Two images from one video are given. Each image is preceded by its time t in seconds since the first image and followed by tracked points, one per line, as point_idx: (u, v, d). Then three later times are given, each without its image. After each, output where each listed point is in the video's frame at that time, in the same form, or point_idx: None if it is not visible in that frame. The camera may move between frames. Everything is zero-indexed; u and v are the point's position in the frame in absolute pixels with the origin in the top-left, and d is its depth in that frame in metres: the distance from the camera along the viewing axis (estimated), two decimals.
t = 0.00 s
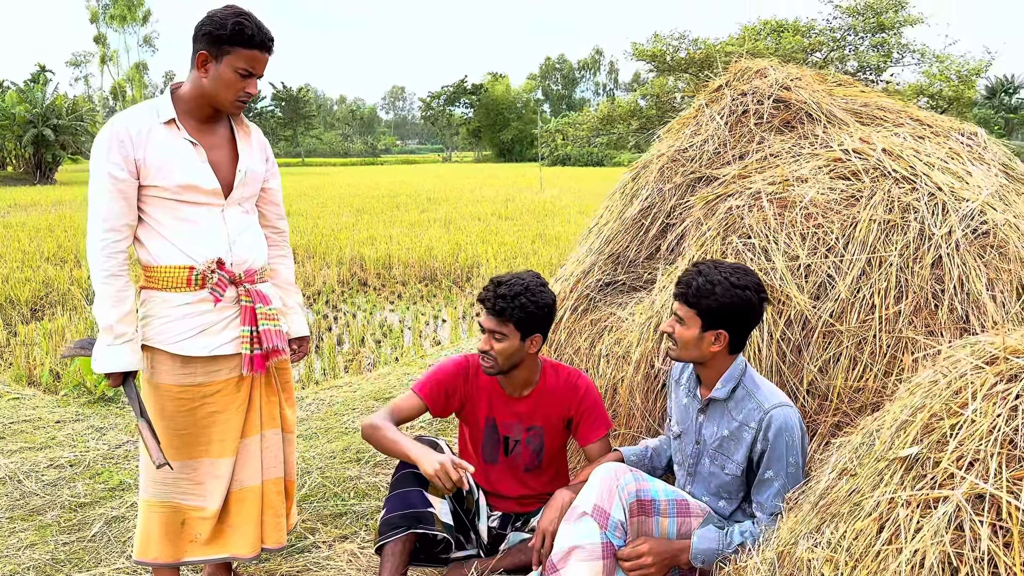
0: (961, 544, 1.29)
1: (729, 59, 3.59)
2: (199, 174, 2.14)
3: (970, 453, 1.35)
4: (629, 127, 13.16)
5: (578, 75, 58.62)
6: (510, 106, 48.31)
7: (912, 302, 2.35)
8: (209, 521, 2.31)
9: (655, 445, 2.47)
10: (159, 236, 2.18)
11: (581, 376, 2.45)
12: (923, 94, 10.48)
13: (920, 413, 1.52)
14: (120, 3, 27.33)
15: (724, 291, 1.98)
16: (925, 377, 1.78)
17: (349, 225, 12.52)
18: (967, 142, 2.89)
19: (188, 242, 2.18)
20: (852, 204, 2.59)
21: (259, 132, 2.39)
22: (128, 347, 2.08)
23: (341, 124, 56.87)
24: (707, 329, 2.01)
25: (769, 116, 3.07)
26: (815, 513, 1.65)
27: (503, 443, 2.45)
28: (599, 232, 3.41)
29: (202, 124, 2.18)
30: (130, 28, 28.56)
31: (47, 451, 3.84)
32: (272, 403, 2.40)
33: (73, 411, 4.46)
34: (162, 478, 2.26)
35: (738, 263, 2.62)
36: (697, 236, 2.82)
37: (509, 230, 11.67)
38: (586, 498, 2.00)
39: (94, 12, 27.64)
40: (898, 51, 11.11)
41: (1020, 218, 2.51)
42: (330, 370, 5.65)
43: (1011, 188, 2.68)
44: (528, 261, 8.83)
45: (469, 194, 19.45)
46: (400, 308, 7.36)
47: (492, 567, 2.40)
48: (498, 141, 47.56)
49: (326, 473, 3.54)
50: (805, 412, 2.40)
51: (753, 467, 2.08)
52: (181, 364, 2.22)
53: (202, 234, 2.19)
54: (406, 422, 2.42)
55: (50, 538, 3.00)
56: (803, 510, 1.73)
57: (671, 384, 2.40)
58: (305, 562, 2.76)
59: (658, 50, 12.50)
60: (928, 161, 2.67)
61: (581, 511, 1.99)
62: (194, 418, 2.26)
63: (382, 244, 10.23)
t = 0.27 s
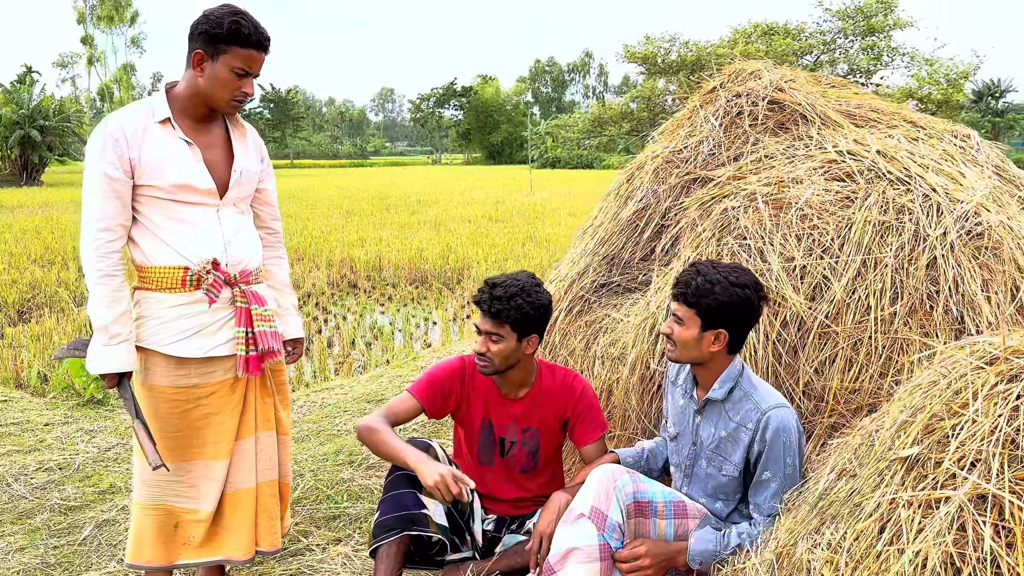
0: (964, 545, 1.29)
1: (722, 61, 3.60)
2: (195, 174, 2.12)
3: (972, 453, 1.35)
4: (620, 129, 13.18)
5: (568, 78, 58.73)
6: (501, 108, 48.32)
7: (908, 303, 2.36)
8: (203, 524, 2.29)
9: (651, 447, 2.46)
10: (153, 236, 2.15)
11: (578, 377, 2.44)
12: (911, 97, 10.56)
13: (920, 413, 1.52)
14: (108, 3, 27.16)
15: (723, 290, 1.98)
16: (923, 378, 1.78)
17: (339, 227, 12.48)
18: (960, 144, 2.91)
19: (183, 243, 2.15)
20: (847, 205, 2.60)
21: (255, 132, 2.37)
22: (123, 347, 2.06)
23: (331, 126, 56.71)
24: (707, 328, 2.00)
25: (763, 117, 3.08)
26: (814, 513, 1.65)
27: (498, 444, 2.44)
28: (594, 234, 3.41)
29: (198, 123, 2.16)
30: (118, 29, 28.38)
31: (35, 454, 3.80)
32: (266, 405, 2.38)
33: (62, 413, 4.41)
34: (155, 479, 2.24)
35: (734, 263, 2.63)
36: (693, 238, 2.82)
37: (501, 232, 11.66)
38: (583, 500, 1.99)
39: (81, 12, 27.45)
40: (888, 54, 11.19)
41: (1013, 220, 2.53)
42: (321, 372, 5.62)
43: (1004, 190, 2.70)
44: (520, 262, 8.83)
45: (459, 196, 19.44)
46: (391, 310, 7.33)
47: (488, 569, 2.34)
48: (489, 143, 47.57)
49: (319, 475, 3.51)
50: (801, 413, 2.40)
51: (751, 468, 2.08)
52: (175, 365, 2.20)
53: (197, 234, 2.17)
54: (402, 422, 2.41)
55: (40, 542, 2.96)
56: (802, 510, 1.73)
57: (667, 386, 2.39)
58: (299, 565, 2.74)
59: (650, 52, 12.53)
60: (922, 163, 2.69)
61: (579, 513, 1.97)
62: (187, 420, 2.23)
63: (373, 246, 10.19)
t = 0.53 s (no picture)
0: (964, 543, 1.30)
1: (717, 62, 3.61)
2: (193, 174, 2.12)
3: (972, 452, 1.36)
4: (613, 130, 13.20)
5: (561, 78, 58.79)
6: (493, 109, 48.32)
7: (903, 303, 2.37)
8: (199, 525, 2.27)
9: (647, 446, 2.46)
10: (150, 235, 2.14)
11: (575, 375, 2.44)
12: (902, 98, 10.62)
13: (919, 412, 1.53)
14: (98, 2, 27.00)
15: (722, 288, 1.98)
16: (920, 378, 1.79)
17: (331, 228, 12.44)
18: (954, 145, 2.93)
19: (180, 243, 2.14)
20: (843, 206, 2.61)
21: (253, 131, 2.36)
22: (120, 347, 2.04)
23: (322, 126, 56.58)
24: (707, 327, 2.01)
25: (759, 118, 3.09)
26: (813, 513, 1.65)
27: (495, 441, 2.43)
28: (589, 234, 3.41)
29: (196, 123, 2.15)
30: (108, 28, 28.22)
31: (27, 456, 3.77)
32: (263, 406, 2.37)
33: (53, 415, 4.38)
34: (151, 480, 2.22)
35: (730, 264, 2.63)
36: (689, 238, 2.83)
37: (493, 232, 11.66)
38: (583, 499, 1.98)
39: (71, 12, 27.28)
40: (880, 56, 11.26)
41: (1007, 221, 2.54)
42: (314, 373, 5.60)
43: (997, 191, 2.72)
44: (513, 263, 8.83)
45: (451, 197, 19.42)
46: (383, 311, 7.32)
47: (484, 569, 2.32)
48: (481, 143, 47.56)
49: (315, 476, 3.50)
50: (798, 413, 2.41)
51: (749, 467, 2.09)
52: (172, 365, 2.19)
53: (195, 234, 2.16)
54: (398, 418, 2.40)
55: (33, 544, 2.94)
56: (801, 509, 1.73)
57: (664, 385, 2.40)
58: (295, 566, 2.73)
59: (643, 53, 12.56)
60: (916, 164, 2.71)
61: (578, 513, 1.97)
62: (184, 420, 2.22)
63: (366, 246, 10.17)
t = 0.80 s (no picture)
0: (966, 540, 1.30)
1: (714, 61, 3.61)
2: (192, 171, 2.11)
3: (973, 449, 1.37)
4: (609, 129, 13.20)
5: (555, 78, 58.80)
6: (488, 108, 48.28)
7: (901, 301, 2.38)
8: (198, 524, 2.27)
9: (644, 445, 2.46)
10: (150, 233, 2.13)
11: (572, 373, 2.43)
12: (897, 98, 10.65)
13: (919, 410, 1.53)
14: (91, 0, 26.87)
15: (718, 284, 1.98)
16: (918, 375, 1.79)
17: (326, 227, 12.42)
18: (950, 144, 2.94)
19: (179, 240, 2.13)
20: (840, 204, 2.62)
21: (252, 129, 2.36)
22: (120, 345, 2.04)
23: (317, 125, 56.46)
24: (707, 323, 2.01)
25: (756, 117, 3.09)
26: (814, 510, 1.66)
27: (493, 440, 2.43)
28: (587, 233, 3.41)
29: (195, 120, 2.15)
30: (101, 26, 28.08)
31: (22, 455, 3.75)
32: (262, 405, 2.37)
33: (48, 414, 4.36)
34: (149, 479, 2.21)
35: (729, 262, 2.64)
36: (687, 237, 2.83)
37: (488, 232, 11.65)
38: (582, 498, 1.98)
39: (64, 10, 27.13)
40: (874, 55, 11.28)
41: (1004, 219, 2.56)
42: (310, 371, 5.59)
43: (993, 190, 2.73)
44: (508, 262, 8.82)
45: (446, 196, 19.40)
46: (378, 310, 7.31)
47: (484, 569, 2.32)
48: (476, 142, 47.53)
49: (312, 475, 3.49)
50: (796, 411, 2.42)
51: (749, 461, 2.11)
52: (171, 364, 2.18)
53: (194, 233, 2.15)
54: (398, 420, 2.39)
55: (28, 543, 2.92)
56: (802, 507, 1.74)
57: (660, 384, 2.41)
58: (293, 565, 2.73)
59: (638, 52, 12.56)
60: (913, 163, 2.72)
61: (577, 512, 1.97)
62: (183, 419, 2.21)
63: (361, 245, 10.15)
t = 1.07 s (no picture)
0: (969, 534, 1.30)
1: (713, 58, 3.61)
2: (192, 166, 2.10)
3: (976, 444, 1.37)
4: (607, 127, 13.19)
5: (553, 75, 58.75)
6: (485, 105, 48.22)
7: (901, 298, 2.38)
8: (198, 520, 2.26)
9: (643, 440, 2.46)
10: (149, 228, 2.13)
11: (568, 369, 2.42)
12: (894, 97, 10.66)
13: (922, 405, 1.53)
14: None
15: (710, 279, 1.99)
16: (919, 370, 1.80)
17: (323, 224, 12.39)
18: (950, 141, 2.94)
19: (179, 235, 2.13)
20: (840, 201, 2.62)
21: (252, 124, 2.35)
22: (119, 339, 2.03)
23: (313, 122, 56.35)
24: (704, 319, 2.01)
25: (756, 113, 3.09)
26: (816, 505, 1.66)
27: (491, 439, 2.43)
28: (586, 229, 3.41)
29: (195, 115, 2.14)
30: (97, 23, 27.99)
31: (20, 451, 3.74)
32: (263, 400, 2.36)
33: (45, 410, 4.34)
34: (150, 474, 2.21)
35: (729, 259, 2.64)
36: (687, 233, 2.84)
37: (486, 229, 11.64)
38: (582, 493, 2.00)
39: (60, 6, 27.02)
40: (873, 53, 11.28)
41: (1003, 216, 2.56)
42: (308, 368, 5.58)
43: (993, 187, 2.73)
44: (506, 259, 8.82)
45: (444, 193, 19.39)
46: (375, 307, 7.30)
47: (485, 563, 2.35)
48: (473, 140, 47.47)
49: (311, 471, 3.49)
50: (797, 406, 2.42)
51: (751, 453, 2.11)
52: (170, 359, 2.17)
53: (195, 228, 2.15)
54: (398, 424, 2.39)
55: (27, 539, 2.92)
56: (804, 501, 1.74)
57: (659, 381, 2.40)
58: (293, 561, 2.73)
59: (637, 49, 12.54)
60: (913, 160, 2.72)
61: (578, 506, 1.98)
62: (183, 414, 2.21)
63: (358, 242, 10.14)
